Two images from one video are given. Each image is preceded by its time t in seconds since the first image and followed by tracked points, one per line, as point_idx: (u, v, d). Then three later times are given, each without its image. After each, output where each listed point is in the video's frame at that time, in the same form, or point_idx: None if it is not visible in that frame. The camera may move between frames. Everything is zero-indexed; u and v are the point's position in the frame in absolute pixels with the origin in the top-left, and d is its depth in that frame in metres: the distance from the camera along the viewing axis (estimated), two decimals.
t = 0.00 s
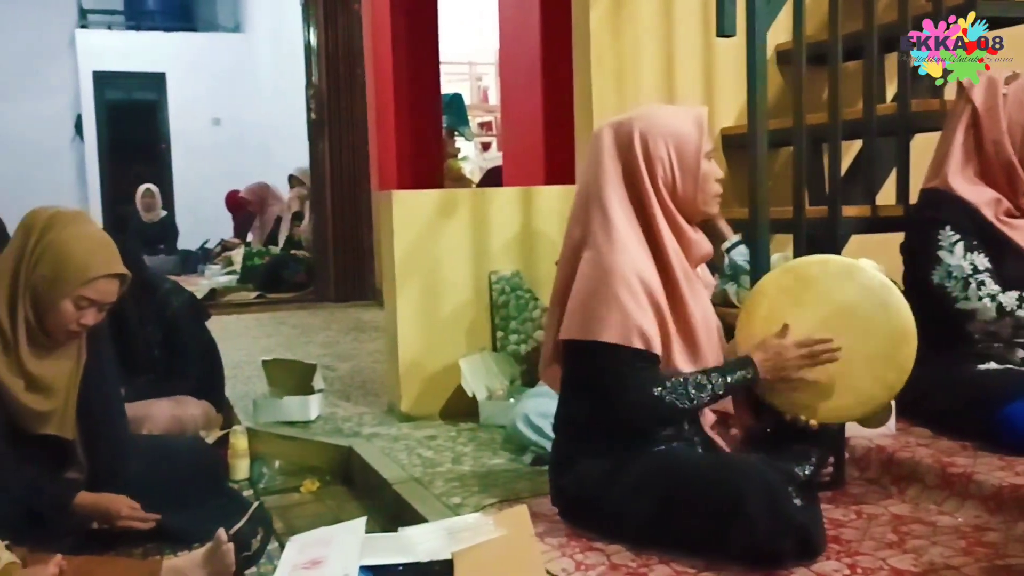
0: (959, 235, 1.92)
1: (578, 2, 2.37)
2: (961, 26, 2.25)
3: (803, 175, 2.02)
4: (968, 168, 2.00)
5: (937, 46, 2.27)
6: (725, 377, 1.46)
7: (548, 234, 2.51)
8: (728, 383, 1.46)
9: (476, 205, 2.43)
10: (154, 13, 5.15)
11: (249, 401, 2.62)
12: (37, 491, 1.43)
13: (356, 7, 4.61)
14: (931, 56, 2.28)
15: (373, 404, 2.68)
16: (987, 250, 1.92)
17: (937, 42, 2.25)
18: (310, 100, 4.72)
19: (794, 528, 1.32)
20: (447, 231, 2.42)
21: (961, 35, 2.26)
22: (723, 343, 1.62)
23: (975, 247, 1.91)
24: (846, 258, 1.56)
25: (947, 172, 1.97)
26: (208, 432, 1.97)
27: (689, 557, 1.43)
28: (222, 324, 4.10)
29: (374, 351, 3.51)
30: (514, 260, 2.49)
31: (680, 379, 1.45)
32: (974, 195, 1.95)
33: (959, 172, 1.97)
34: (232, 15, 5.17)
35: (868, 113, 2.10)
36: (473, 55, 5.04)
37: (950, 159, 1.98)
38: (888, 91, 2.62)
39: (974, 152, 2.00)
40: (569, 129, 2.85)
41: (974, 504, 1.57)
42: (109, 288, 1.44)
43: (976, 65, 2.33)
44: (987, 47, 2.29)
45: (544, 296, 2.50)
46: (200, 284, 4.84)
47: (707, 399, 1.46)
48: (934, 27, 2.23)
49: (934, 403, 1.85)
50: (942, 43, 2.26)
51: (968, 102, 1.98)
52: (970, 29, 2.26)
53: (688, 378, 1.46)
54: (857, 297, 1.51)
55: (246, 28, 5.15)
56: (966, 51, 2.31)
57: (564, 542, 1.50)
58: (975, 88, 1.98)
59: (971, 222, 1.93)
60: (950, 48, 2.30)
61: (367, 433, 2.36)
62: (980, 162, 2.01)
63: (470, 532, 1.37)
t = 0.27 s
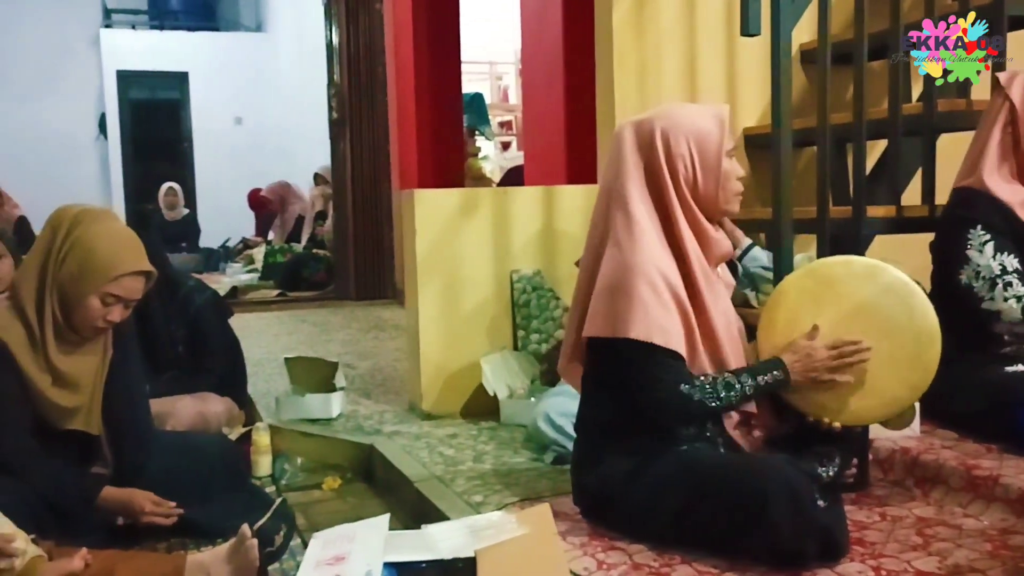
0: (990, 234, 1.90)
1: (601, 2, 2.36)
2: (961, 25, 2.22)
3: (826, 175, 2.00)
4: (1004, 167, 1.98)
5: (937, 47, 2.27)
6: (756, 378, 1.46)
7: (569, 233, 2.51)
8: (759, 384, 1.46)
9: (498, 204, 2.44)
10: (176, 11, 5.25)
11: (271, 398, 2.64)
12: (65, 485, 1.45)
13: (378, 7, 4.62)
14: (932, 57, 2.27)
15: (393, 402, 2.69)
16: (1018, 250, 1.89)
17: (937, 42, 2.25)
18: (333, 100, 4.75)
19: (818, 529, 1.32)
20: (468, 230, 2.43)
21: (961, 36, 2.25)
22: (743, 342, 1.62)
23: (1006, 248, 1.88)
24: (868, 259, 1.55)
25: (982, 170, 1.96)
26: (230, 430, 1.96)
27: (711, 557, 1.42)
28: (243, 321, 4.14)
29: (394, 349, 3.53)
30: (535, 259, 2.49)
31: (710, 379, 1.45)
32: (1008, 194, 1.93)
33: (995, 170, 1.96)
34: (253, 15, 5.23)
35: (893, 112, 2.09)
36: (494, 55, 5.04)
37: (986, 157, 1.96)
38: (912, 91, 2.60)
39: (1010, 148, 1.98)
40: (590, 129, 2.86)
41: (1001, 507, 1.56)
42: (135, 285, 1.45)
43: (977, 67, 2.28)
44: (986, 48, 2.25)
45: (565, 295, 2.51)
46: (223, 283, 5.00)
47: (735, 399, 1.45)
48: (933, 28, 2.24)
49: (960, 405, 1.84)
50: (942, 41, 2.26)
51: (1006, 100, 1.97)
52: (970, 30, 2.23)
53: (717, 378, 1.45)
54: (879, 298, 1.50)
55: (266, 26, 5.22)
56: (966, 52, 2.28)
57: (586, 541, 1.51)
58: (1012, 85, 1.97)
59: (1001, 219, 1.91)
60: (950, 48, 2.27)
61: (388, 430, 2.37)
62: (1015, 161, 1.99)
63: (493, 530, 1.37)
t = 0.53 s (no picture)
0: (990, 236, 1.89)
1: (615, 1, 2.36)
2: (960, 25, 2.24)
3: (842, 175, 2.00)
4: (1016, 167, 1.93)
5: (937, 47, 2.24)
6: (734, 375, 1.44)
7: (583, 232, 2.51)
8: (739, 380, 1.44)
9: (512, 203, 2.44)
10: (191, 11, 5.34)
11: (285, 397, 2.65)
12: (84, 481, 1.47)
13: (392, 8, 4.64)
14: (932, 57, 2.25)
15: (407, 401, 2.70)
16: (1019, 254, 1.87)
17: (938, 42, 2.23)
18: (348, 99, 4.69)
19: (832, 529, 1.32)
20: (482, 230, 2.43)
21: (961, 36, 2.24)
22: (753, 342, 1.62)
23: (1003, 251, 1.87)
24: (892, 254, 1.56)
25: (993, 170, 1.93)
26: (246, 427, 2.04)
27: (725, 557, 1.42)
28: (258, 320, 4.15)
29: (408, 349, 3.54)
30: (549, 258, 2.49)
31: (688, 379, 1.45)
32: (1020, 194, 1.89)
33: (1006, 172, 1.92)
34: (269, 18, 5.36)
35: (909, 112, 2.07)
36: (508, 54, 5.05)
37: (997, 157, 1.93)
38: (929, 90, 2.59)
39: None
40: (604, 129, 2.86)
41: (1017, 509, 1.55)
42: (152, 284, 1.47)
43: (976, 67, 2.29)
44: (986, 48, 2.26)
45: (579, 295, 2.51)
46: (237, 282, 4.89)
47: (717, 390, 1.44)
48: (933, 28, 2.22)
49: (977, 407, 1.83)
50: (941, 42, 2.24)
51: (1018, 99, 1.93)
52: (970, 29, 2.24)
53: (696, 378, 1.45)
54: (907, 292, 1.52)
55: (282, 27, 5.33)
56: (966, 52, 2.28)
57: (599, 541, 1.51)
58: None
59: (1004, 215, 1.89)
60: (951, 48, 2.25)
61: (402, 429, 2.37)
62: None
63: (507, 529, 1.38)
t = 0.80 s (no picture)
0: (983, 236, 1.91)
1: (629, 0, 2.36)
2: (960, 25, 2.24)
3: (857, 174, 1.99)
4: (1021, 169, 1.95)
5: (937, 47, 2.27)
6: (738, 382, 1.44)
7: (597, 231, 2.51)
8: (741, 390, 1.44)
9: (526, 203, 2.45)
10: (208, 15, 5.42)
11: (300, 396, 2.66)
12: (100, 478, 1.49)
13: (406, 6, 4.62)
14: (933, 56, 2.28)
15: (421, 401, 2.71)
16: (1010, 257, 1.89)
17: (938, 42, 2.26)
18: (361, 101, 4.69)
19: (848, 529, 1.31)
20: (497, 229, 2.44)
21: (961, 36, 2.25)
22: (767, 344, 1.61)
23: (994, 252, 1.89)
24: (900, 257, 1.56)
25: (1001, 171, 1.94)
26: (262, 426, 2.04)
27: (739, 556, 1.42)
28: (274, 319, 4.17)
29: (423, 348, 3.55)
30: (562, 258, 2.50)
31: (690, 380, 1.45)
32: None
33: (1013, 173, 1.94)
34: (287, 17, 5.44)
35: (926, 110, 2.06)
36: (522, 53, 5.05)
37: (1004, 158, 1.94)
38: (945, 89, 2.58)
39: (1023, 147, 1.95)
40: (618, 129, 2.86)
41: None
42: (168, 283, 1.48)
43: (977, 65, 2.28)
44: (986, 47, 2.26)
45: (593, 294, 2.51)
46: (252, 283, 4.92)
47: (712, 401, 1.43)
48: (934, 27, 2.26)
49: (993, 408, 1.82)
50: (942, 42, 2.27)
51: None
52: (970, 29, 2.25)
53: (698, 380, 1.45)
54: (916, 296, 1.51)
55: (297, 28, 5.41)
56: (966, 51, 2.27)
57: (613, 540, 1.51)
58: None
59: (1006, 216, 1.90)
60: (950, 47, 2.27)
61: (416, 428, 2.38)
62: None
63: (521, 527, 1.38)
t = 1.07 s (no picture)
0: (1010, 236, 1.88)
1: None
2: (960, 25, 2.28)
3: (872, 173, 1.98)
4: None
5: (937, 47, 2.29)
6: (785, 334, 1.43)
7: (611, 231, 2.51)
8: (789, 340, 1.43)
9: (539, 202, 2.45)
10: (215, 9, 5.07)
11: (314, 395, 2.68)
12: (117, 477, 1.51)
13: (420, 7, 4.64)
14: (932, 57, 2.30)
15: (435, 399, 2.72)
16: None
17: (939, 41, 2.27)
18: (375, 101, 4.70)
19: (864, 529, 1.31)
20: (510, 229, 2.44)
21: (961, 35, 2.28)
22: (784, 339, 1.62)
23: None
24: (923, 250, 1.56)
25: (1016, 169, 1.91)
26: (276, 425, 2.07)
27: (754, 556, 1.42)
28: (288, 319, 4.19)
29: (436, 347, 3.56)
30: (576, 258, 2.50)
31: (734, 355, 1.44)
32: None
33: None
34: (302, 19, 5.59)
35: (941, 108, 2.05)
36: (535, 53, 5.06)
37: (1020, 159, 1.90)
38: (960, 87, 2.56)
39: None
40: (631, 128, 2.86)
41: None
42: (184, 282, 1.49)
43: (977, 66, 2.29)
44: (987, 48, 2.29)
45: (607, 293, 2.51)
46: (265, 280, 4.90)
47: (767, 359, 1.43)
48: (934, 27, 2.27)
49: (1009, 407, 1.81)
50: (943, 42, 2.29)
51: None
52: (970, 29, 2.27)
53: (743, 352, 1.44)
54: (936, 291, 1.52)
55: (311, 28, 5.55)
56: (966, 52, 2.30)
57: (627, 538, 1.51)
58: None
59: None
60: (950, 47, 2.29)
61: (430, 427, 2.39)
62: None
63: (535, 526, 1.39)
